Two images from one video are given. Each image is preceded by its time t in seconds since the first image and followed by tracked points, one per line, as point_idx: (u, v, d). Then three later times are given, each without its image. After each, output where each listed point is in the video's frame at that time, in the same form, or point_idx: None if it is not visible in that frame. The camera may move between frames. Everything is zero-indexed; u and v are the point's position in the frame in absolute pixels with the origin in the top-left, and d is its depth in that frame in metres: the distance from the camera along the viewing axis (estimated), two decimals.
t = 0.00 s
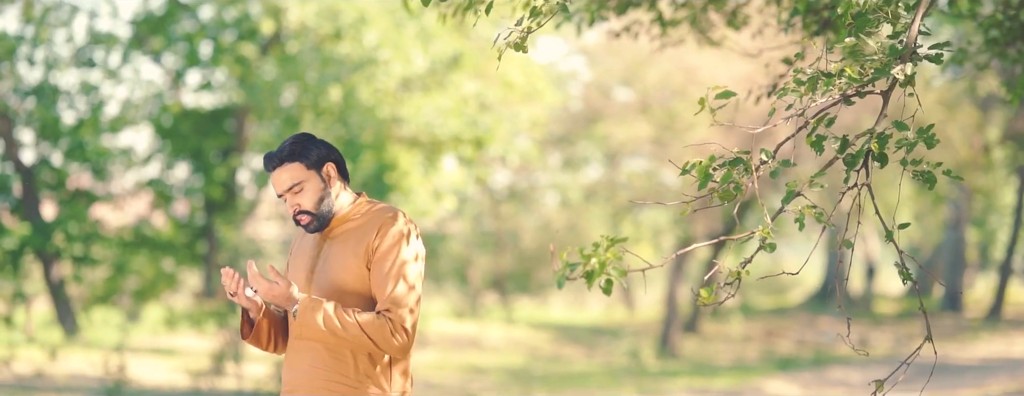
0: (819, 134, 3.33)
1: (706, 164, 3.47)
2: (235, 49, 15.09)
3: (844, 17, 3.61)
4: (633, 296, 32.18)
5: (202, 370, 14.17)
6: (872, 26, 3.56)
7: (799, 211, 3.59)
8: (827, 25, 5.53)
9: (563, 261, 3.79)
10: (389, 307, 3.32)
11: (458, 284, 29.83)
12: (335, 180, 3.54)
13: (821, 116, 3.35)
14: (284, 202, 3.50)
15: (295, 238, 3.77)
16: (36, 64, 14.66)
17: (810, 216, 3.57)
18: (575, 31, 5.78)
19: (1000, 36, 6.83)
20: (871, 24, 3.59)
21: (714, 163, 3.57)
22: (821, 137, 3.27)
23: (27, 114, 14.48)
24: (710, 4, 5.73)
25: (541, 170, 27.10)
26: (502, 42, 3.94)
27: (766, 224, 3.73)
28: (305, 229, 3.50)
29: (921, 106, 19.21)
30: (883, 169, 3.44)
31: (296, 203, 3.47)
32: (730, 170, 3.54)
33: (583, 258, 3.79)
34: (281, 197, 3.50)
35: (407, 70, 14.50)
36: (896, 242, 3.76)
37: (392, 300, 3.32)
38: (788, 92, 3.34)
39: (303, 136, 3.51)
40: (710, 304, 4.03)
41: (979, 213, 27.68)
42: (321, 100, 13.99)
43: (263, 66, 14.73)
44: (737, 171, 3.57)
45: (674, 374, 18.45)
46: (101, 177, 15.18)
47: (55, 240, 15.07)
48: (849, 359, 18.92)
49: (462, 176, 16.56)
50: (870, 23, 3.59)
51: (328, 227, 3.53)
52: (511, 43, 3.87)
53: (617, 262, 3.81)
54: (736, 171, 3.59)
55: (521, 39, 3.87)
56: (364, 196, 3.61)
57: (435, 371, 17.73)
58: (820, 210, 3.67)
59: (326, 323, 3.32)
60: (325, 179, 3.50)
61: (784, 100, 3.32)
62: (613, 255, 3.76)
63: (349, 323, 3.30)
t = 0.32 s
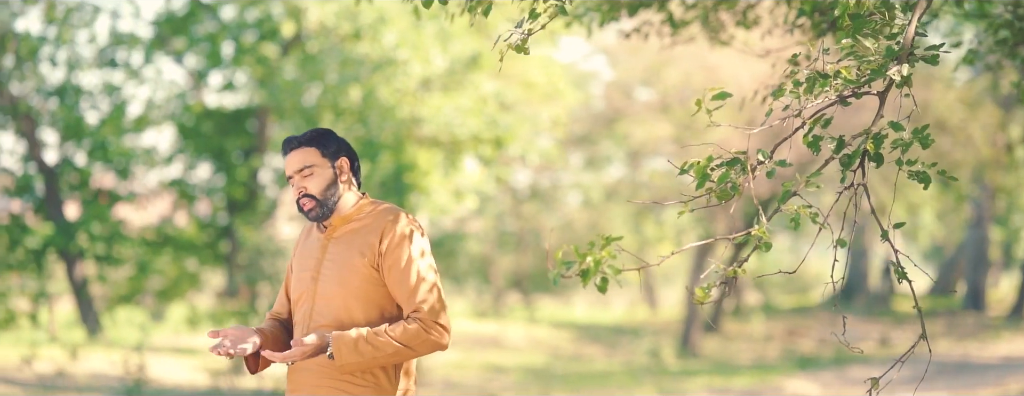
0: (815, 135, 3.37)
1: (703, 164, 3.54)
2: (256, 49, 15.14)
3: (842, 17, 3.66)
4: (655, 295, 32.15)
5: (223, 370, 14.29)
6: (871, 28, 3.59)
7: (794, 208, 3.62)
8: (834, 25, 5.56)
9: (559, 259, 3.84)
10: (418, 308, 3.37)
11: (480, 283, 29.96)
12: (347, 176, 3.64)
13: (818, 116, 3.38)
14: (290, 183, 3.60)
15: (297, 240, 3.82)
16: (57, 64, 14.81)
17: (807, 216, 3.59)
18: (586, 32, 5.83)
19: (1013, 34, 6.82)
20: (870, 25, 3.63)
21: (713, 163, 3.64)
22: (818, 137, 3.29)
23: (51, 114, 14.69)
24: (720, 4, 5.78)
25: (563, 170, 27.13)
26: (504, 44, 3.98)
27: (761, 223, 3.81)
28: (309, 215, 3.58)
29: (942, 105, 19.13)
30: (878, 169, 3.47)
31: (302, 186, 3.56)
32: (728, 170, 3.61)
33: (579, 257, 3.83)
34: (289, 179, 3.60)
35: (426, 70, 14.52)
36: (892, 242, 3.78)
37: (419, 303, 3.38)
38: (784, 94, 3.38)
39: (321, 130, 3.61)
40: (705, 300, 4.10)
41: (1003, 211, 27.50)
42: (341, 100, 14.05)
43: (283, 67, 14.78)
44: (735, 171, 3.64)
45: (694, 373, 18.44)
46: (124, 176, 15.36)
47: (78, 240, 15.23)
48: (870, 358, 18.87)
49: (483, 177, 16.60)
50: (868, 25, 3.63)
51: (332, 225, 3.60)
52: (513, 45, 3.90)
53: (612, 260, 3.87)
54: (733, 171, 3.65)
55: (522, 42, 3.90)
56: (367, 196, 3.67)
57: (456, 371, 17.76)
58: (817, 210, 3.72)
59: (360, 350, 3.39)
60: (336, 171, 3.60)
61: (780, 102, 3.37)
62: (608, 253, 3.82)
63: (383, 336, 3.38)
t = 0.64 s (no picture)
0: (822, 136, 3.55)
1: (711, 166, 3.76)
2: (291, 50, 15.21)
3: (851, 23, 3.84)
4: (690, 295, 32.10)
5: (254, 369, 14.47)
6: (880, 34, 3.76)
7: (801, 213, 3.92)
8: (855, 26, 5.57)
9: (564, 259, 4.10)
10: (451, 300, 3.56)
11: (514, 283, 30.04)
12: (373, 176, 3.83)
13: (826, 119, 3.56)
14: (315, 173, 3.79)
15: (309, 240, 3.97)
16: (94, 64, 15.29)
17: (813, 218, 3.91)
18: (610, 35, 5.90)
19: None
20: (879, 30, 3.81)
21: (721, 166, 3.89)
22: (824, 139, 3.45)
23: (86, 115, 15.11)
24: (742, 6, 5.82)
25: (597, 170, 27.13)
26: (516, 48, 4.30)
27: (765, 226, 4.09)
28: (328, 207, 3.75)
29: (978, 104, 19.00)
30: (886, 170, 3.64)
31: (326, 177, 3.74)
32: (735, 171, 3.86)
33: (584, 257, 4.09)
34: (315, 166, 3.78)
35: (458, 71, 14.35)
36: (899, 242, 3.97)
37: (450, 298, 3.57)
38: (792, 97, 3.57)
39: (356, 128, 3.82)
40: (712, 301, 4.34)
41: None
42: (372, 101, 14.10)
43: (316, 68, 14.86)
44: (743, 173, 3.89)
45: (726, 373, 18.43)
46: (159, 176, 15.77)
47: (113, 239, 15.58)
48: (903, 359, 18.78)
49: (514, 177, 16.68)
50: (877, 30, 3.81)
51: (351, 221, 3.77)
52: (524, 47, 4.22)
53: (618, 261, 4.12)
54: (740, 174, 3.90)
55: (532, 46, 4.20)
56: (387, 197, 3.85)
57: (488, 370, 17.83)
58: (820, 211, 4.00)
59: (404, 334, 3.51)
60: (362, 170, 3.79)
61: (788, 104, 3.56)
62: (612, 255, 4.06)
63: (422, 322, 3.50)
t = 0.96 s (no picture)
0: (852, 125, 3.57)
1: (740, 155, 3.81)
2: (335, 38, 15.22)
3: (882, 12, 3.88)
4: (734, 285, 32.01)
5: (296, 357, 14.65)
6: (909, 22, 3.79)
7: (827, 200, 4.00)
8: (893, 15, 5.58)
9: (591, 247, 4.17)
10: (480, 292, 3.66)
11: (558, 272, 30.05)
12: (412, 164, 3.90)
13: (855, 108, 3.59)
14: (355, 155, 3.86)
15: (341, 224, 4.04)
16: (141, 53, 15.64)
17: (838, 207, 4.00)
18: (648, 26, 5.94)
19: None
20: (908, 17, 3.84)
21: (752, 154, 3.93)
22: (854, 127, 3.47)
23: (133, 103, 15.55)
24: None
25: (642, 159, 27.11)
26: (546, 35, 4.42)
27: (794, 215, 4.14)
28: (365, 189, 3.81)
29: None
30: (915, 158, 3.67)
31: (366, 161, 3.81)
32: (764, 159, 3.90)
33: (610, 245, 4.17)
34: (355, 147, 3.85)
35: (501, 60, 14.49)
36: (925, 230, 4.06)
37: (479, 290, 3.67)
38: (821, 85, 3.60)
39: (401, 116, 3.89)
40: (741, 289, 4.37)
41: None
42: (415, 90, 14.05)
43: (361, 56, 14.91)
44: (772, 161, 3.92)
45: (769, 363, 18.37)
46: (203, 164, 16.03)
47: (158, 227, 15.85)
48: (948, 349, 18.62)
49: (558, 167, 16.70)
50: (907, 17, 3.85)
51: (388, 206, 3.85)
52: (554, 35, 4.35)
53: (643, 249, 4.19)
54: (769, 162, 3.93)
55: (561, 34, 4.33)
56: (421, 186, 3.92)
57: (530, 359, 17.88)
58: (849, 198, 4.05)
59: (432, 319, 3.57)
60: (401, 158, 3.85)
61: (817, 93, 3.59)
62: (638, 242, 4.13)
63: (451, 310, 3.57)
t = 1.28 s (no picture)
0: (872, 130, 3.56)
1: (761, 158, 3.82)
2: (361, 39, 15.24)
3: (902, 15, 3.87)
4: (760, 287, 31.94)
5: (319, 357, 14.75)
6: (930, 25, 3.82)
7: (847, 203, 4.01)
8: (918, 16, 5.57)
9: (609, 250, 4.21)
10: (509, 281, 3.69)
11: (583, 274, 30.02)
12: (429, 174, 3.90)
13: (875, 111, 3.58)
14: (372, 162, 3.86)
15: (356, 227, 4.07)
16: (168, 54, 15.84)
17: (858, 210, 4.01)
18: (672, 28, 5.95)
19: None
20: (928, 20, 3.84)
21: (771, 157, 3.93)
22: (874, 130, 3.48)
23: (160, 103, 15.77)
24: None
25: (668, 161, 27.11)
26: (567, 37, 4.45)
27: (814, 218, 4.16)
28: (383, 198, 3.83)
29: None
30: (935, 162, 3.66)
31: (382, 170, 3.82)
32: (784, 163, 3.90)
33: (629, 248, 4.20)
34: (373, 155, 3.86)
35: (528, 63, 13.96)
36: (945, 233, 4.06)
37: (506, 279, 3.69)
38: (840, 89, 3.60)
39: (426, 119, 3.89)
40: (758, 292, 4.41)
41: None
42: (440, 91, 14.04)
43: (387, 57, 14.93)
44: (791, 165, 3.93)
45: (794, 365, 18.34)
46: (230, 164, 16.25)
47: (184, 228, 16.01)
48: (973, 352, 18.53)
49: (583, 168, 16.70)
50: (926, 19, 3.84)
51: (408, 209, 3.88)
52: (575, 36, 4.38)
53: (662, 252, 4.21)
54: (789, 165, 3.94)
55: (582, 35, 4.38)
56: (439, 191, 3.96)
57: (553, 360, 17.86)
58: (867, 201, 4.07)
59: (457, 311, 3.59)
60: (418, 168, 3.85)
61: (836, 97, 3.59)
62: (657, 245, 4.16)
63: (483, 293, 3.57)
